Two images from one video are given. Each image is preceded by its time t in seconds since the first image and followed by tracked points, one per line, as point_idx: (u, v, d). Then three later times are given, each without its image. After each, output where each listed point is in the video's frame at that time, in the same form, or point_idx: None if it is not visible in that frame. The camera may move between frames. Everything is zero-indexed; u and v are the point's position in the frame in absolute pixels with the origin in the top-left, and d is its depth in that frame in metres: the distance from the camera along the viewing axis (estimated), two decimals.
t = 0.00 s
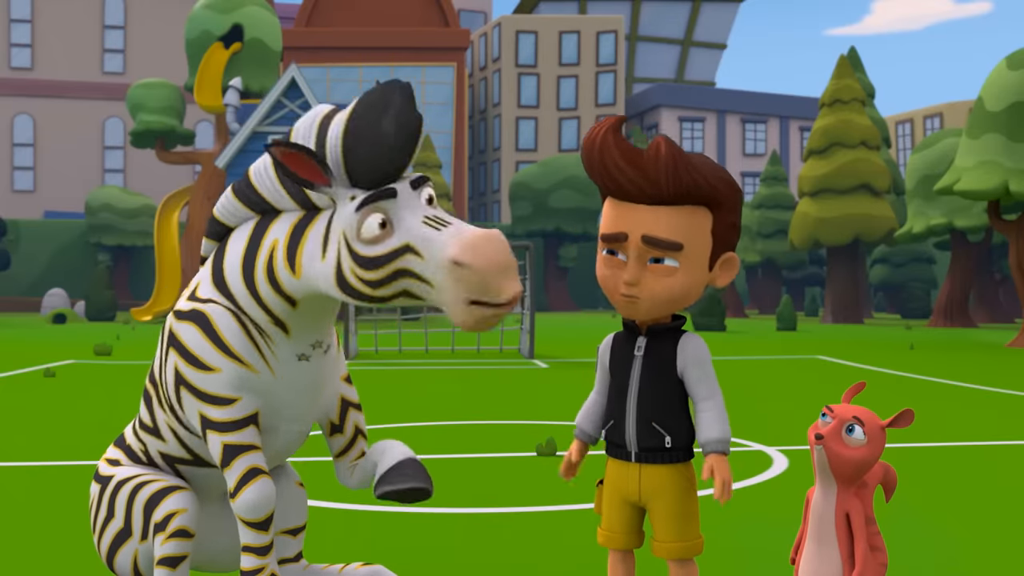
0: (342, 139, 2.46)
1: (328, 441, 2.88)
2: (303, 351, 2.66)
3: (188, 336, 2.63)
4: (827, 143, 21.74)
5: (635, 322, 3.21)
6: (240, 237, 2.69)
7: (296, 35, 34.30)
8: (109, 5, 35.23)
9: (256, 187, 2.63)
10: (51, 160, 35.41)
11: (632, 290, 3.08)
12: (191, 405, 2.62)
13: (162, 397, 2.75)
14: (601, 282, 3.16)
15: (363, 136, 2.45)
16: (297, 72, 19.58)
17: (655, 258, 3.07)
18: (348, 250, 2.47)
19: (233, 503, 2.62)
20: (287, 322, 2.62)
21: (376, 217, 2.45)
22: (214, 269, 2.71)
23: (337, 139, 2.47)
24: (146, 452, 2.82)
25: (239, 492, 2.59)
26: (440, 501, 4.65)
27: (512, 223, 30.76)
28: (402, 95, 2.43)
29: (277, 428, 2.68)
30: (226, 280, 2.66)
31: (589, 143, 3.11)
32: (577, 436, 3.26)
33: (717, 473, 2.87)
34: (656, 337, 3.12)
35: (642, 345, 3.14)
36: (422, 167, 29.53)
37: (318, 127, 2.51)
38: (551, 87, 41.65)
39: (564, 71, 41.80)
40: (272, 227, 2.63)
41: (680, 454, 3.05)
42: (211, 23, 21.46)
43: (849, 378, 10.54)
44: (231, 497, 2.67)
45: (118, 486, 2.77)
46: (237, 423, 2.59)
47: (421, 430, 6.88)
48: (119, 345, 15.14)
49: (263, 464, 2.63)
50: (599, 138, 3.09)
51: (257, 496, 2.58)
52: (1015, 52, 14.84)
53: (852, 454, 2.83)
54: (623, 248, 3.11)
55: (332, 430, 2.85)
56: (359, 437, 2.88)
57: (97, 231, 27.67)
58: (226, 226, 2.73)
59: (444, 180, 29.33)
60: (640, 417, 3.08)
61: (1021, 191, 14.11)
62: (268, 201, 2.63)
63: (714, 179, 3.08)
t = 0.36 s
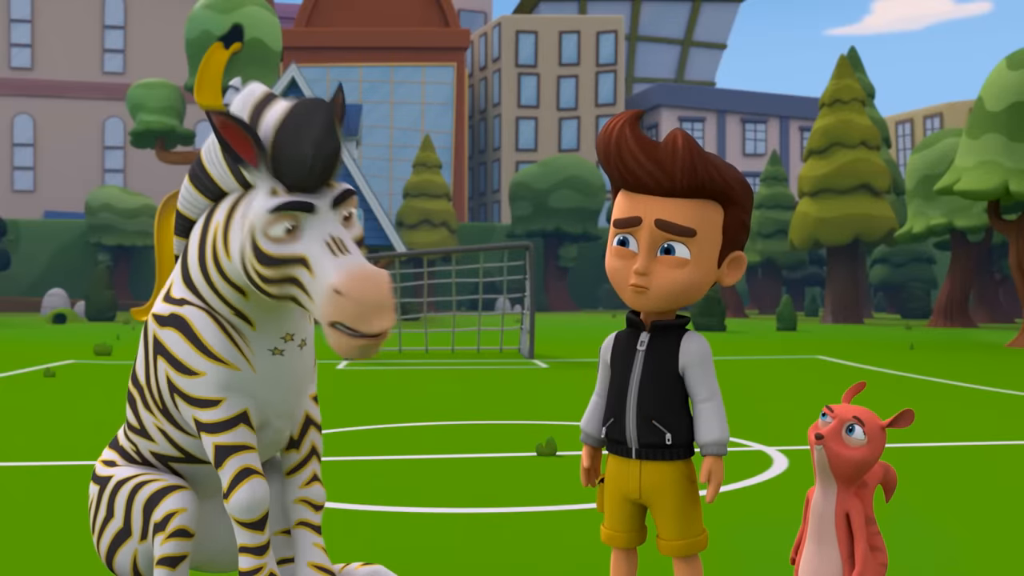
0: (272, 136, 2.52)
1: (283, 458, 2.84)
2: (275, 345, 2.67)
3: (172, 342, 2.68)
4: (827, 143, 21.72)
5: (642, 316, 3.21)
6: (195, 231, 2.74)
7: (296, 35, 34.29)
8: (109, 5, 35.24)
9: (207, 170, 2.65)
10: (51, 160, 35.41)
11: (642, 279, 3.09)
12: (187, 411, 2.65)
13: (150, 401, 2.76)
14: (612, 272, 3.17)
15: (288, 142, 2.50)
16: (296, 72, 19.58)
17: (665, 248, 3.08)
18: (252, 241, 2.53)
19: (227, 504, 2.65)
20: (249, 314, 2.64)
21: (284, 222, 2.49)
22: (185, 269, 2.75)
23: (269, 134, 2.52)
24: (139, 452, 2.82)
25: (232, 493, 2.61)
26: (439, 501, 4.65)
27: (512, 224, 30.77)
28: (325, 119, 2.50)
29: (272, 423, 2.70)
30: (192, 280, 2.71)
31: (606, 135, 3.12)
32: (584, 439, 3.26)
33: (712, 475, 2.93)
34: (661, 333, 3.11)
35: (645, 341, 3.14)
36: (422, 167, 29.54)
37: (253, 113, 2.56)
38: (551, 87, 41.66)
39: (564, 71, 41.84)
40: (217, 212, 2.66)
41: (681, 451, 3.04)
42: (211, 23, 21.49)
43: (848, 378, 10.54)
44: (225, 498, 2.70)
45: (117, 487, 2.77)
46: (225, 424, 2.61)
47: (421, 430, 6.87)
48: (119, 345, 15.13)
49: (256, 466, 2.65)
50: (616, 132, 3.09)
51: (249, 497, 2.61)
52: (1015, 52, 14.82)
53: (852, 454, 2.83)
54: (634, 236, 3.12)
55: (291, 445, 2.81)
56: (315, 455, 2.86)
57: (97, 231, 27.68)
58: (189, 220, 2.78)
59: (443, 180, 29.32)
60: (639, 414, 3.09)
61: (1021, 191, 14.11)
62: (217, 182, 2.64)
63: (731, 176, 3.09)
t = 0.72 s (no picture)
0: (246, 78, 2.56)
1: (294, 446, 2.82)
2: (273, 329, 2.68)
3: (176, 333, 2.69)
4: (827, 143, 21.72)
5: (641, 316, 3.21)
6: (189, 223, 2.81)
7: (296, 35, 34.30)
8: (109, 5, 35.25)
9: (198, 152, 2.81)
10: (52, 160, 35.41)
11: (641, 280, 3.09)
12: (194, 400, 2.66)
13: (155, 394, 2.76)
14: (612, 271, 3.17)
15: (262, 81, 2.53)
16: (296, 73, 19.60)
17: (665, 248, 3.08)
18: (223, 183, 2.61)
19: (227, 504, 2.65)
20: (243, 296, 2.68)
21: (253, 160, 2.55)
22: (186, 259, 2.77)
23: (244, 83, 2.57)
24: (142, 448, 2.83)
25: (234, 493, 2.62)
26: (439, 501, 4.65)
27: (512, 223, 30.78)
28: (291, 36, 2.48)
29: (278, 413, 2.71)
30: (192, 271, 2.73)
31: (606, 136, 3.11)
32: (583, 438, 3.26)
33: (711, 474, 2.93)
34: (661, 333, 3.11)
35: (645, 340, 3.14)
36: (422, 167, 29.54)
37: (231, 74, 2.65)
38: (551, 87, 41.66)
39: (564, 71, 41.85)
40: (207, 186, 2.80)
41: (680, 450, 3.04)
42: (211, 23, 21.52)
43: (849, 378, 10.54)
44: (225, 497, 2.70)
45: (119, 486, 2.77)
46: (237, 417, 2.61)
47: (421, 430, 6.88)
48: (119, 345, 15.13)
49: (259, 469, 2.66)
50: (616, 132, 3.09)
51: (249, 499, 2.61)
52: (1015, 52, 14.81)
53: (851, 453, 2.83)
54: (634, 237, 3.12)
55: (299, 433, 2.80)
56: (325, 445, 2.83)
57: (97, 231, 27.69)
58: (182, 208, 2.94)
59: (443, 180, 29.32)
60: (639, 414, 3.09)
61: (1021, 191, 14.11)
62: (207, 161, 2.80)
63: (731, 178, 3.09)
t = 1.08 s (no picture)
0: (273, 162, 2.48)
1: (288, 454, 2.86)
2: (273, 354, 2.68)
3: (170, 347, 2.68)
4: (827, 144, 21.72)
5: (641, 318, 3.21)
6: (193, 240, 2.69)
7: (296, 35, 34.33)
8: (109, 5, 35.24)
9: (207, 183, 2.63)
10: (52, 160, 35.41)
11: (642, 279, 3.09)
12: (183, 414, 2.66)
13: (148, 404, 2.76)
14: (612, 272, 3.18)
15: (285, 170, 2.47)
16: (296, 72, 19.59)
17: (665, 249, 3.08)
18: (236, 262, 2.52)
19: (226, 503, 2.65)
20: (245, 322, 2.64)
21: (270, 253, 2.47)
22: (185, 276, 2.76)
23: (269, 166, 2.49)
24: (136, 458, 2.83)
25: (232, 491, 2.61)
26: (440, 501, 4.65)
27: (512, 224, 30.78)
28: (327, 139, 2.44)
29: (269, 432, 2.71)
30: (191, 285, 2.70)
31: (608, 135, 3.12)
32: (582, 439, 3.26)
33: (710, 475, 2.94)
34: (660, 335, 3.11)
35: (645, 341, 3.14)
36: (422, 167, 29.53)
37: (255, 140, 2.53)
38: (551, 87, 41.66)
39: (564, 71, 41.86)
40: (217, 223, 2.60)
41: (680, 451, 3.04)
42: (211, 23, 21.50)
43: (848, 378, 10.54)
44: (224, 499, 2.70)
45: (117, 487, 2.78)
46: (221, 426, 2.62)
47: (421, 430, 6.88)
48: (119, 345, 15.13)
49: (255, 466, 2.65)
50: (616, 133, 3.10)
51: (248, 497, 2.60)
52: (1015, 52, 14.81)
53: (851, 453, 2.83)
54: (635, 237, 3.12)
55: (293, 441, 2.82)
56: (317, 450, 2.88)
57: (97, 231, 27.69)
58: (186, 231, 2.74)
59: (444, 180, 29.32)
60: (639, 415, 3.09)
61: (1021, 191, 14.11)
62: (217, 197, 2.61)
63: (731, 178, 3.09)
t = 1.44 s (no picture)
0: (275, 132, 2.57)
1: (292, 452, 2.85)
2: (282, 356, 2.70)
3: (174, 346, 2.68)
4: (827, 143, 21.72)
5: (641, 316, 3.22)
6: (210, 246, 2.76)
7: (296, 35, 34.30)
8: (109, 5, 35.21)
9: (220, 179, 2.71)
10: (52, 160, 35.42)
11: (642, 279, 3.09)
12: (183, 413, 2.66)
13: (152, 400, 2.77)
14: (612, 271, 3.17)
15: (290, 123, 2.55)
16: (296, 72, 19.54)
17: (665, 248, 3.08)
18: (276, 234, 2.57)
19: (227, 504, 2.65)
20: (260, 326, 2.66)
21: (306, 199, 2.55)
22: (196, 275, 2.77)
23: (270, 139, 2.59)
24: (139, 452, 2.83)
25: (233, 492, 2.61)
26: (440, 501, 4.65)
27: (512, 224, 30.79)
28: (322, 80, 2.53)
29: (272, 426, 2.72)
30: (205, 285, 2.72)
31: (609, 134, 3.12)
32: (583, 439, 3.26)
33: (709, 475, 2.93)
34: (660, 334, 3.11)
35: (645, 341, 3.14)
36: (422, 167, 29.56)
37: (250, 120, 2.62)
38: (551, 87, 41.66)
39: (564, 71, 41.85)
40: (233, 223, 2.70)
41: (680, 451, 3.04)
42: (211, 23, 21.48)
43: (848, 378, 10.54)
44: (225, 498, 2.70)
45: (117, 487, 2.77)
46: (224, 426, 2.62)
47: (421, 430, 6.88)
48: (119, 345, 15.13)
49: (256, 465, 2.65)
50: (619, 131, 3.09)
51: (250, 496, 2.60)
52: (1015, 52, 14.81)
53: (851, 453, 2.83)
54: (635, 236, 3.12)
55: (297, 439, 2.83)
56: (323, 449, 2.87)
57: (97, 231, 27.70)
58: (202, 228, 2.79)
59: (444, 180, 29.32)
60: (639, 415, 3.08)
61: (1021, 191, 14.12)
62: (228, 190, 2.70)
63: (732, 178, 3.09)
